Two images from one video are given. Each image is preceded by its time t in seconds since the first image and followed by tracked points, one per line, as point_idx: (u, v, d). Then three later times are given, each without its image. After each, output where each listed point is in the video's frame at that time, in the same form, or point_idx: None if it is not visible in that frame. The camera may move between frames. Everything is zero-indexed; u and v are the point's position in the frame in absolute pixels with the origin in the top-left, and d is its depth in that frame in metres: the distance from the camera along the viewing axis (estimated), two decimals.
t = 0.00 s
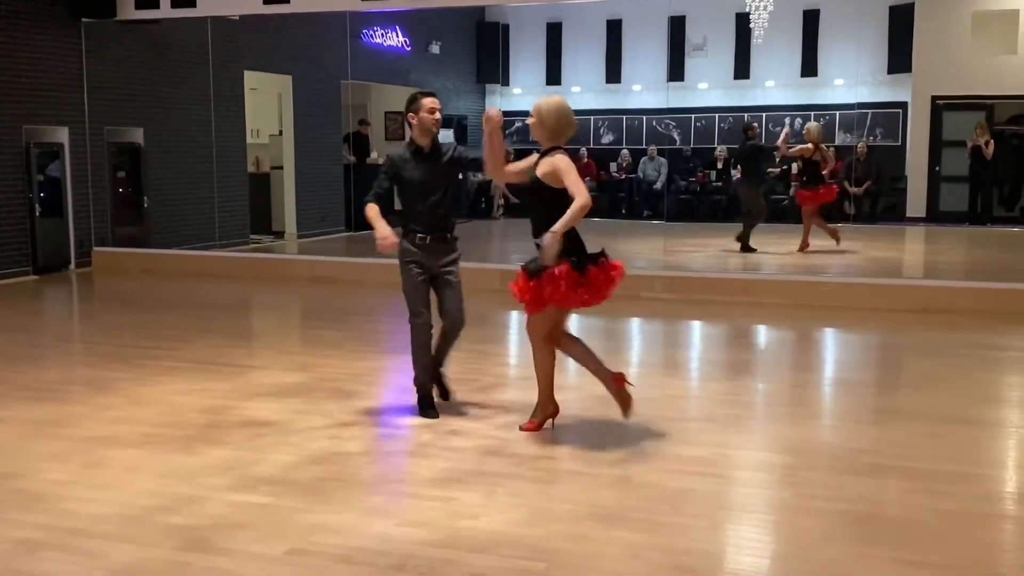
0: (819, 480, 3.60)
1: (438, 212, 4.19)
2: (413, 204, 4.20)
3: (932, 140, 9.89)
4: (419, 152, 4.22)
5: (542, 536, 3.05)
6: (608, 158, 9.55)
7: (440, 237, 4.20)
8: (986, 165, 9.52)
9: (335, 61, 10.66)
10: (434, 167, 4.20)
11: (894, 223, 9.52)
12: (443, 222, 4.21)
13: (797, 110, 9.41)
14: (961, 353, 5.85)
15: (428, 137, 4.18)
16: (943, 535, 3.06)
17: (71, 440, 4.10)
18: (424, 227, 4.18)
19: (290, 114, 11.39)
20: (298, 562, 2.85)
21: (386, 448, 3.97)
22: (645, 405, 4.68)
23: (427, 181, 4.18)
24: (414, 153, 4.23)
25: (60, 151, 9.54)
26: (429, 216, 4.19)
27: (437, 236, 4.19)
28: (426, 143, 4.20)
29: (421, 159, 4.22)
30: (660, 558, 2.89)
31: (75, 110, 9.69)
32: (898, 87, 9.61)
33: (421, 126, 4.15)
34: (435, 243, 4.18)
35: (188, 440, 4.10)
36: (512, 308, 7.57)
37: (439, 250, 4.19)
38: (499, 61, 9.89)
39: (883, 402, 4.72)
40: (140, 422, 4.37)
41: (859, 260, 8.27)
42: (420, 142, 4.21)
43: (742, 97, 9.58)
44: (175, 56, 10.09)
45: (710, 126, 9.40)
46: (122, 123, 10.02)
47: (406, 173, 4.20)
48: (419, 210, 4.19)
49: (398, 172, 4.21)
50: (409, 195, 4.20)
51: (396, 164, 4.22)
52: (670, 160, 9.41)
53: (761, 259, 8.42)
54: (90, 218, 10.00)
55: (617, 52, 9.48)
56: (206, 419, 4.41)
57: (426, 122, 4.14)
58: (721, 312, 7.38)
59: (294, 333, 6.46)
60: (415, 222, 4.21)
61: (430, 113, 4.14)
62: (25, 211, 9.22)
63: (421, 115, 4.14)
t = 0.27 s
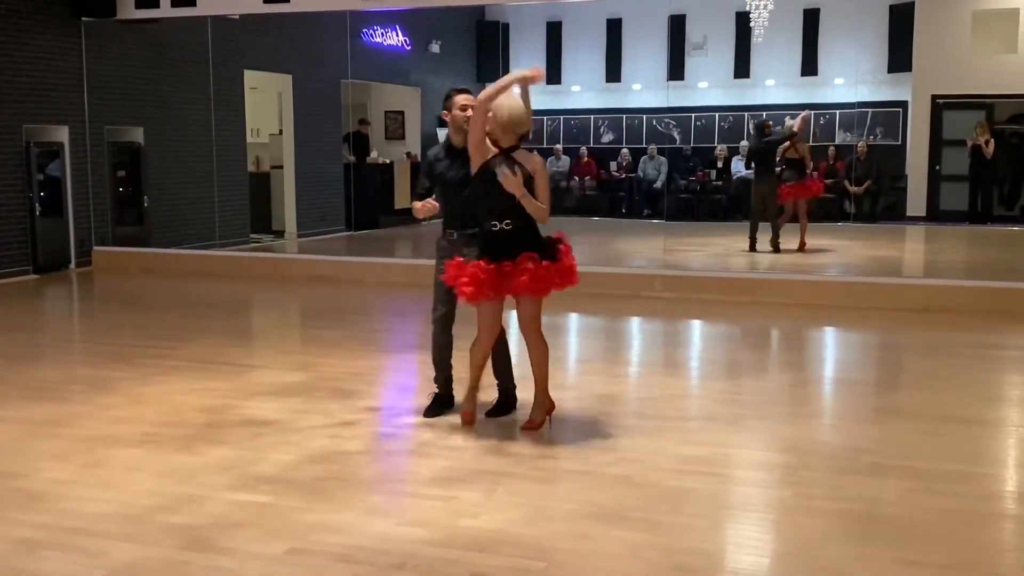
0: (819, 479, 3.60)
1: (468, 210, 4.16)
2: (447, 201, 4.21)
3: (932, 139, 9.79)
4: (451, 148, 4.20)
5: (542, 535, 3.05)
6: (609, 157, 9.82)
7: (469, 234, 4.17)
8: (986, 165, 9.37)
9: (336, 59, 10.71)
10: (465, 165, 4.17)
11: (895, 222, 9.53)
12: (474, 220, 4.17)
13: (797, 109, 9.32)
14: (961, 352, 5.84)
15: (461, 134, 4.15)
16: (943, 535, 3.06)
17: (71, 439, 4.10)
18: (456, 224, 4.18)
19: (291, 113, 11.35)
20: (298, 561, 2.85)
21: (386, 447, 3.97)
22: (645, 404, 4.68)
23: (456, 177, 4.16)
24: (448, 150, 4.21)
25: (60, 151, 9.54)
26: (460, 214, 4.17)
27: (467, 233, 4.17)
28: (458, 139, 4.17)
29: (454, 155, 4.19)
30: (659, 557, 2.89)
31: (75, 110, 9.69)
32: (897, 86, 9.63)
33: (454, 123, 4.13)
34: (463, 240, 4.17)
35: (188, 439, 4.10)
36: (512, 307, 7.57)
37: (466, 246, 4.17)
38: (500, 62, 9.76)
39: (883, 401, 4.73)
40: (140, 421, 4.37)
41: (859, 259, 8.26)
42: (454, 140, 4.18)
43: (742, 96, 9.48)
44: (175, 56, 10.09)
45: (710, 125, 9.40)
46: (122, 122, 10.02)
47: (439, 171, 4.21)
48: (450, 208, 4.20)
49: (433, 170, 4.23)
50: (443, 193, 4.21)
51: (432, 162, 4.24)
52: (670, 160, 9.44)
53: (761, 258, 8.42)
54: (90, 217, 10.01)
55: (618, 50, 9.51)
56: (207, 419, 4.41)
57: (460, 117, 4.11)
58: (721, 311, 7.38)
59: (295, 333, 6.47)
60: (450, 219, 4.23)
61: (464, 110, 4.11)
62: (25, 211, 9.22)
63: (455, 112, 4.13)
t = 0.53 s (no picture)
0: (820, 479, 3.59)
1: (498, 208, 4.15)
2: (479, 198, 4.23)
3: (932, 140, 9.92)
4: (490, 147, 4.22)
5: (542, 534, 3.05)
6: (610, 156, 9.86)
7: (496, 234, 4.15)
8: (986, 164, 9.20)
9: (337, 58, 10.87)
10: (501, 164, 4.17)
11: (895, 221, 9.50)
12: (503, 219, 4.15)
13: (797, 108, 9.55)
14: (961, 352, 5.84)
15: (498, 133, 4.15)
16: (944, 535, 3.06)
17: (71, 439, 4.10)
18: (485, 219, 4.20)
19: (290, 112, 11.28)
20: (298, 561, 2.85)
21: (387, 447, 3.97)
22: (645, 404, 4.68)
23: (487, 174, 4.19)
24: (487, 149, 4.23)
25: (60, 150, 9.53)
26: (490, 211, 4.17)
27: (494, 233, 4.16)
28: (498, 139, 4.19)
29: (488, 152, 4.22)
30: (659, 556, 2.89)
31: (75, 110, 9.68)
32: (898, 85, 9.86)
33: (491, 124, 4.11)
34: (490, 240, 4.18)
35: (189, 439, 4.10)
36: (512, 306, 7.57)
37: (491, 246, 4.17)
38: (499, 59, 10.20)
39: (882, 400, 4.73)
40: (140, 420, 4.37)
41: (858, 258, 8.26)
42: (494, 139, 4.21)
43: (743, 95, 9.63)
44: (175, 55, 10.09)
45: (711, 124, 9.34)
46: (122, 122, 10.01)
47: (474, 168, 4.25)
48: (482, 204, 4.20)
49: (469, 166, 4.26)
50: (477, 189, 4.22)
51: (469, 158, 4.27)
52: (670, 160, 9.37)
53: (761, 258, 8.42)
54: (90, 217, 10.00)
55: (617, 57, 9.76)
56: (207, 418, 4.41)
57: (493, 117, 4.05)
58: (721, 310, 7.38)
59: (295, 332, 6.47)
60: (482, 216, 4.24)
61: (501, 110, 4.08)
62: (25, 210, 9.22)
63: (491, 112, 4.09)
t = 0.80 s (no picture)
0: (819, 479, 3.59)
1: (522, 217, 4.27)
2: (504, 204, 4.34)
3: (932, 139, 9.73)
4: (515, 154, 4.31)
5: (543, 534, 3.05)
6: (610, 157, 9.76)
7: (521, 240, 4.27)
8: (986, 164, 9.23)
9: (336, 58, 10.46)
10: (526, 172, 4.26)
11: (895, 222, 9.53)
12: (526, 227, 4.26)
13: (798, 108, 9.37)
14: (961, 352, 5.84)
15: (523, 140, 4.25)
16: (943, 534, 3.06)
17: (71, 439, 4.10)
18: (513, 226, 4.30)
19: (290, 113, 11.28)
20: (298, 561, 2.85)
21: (387, 447, 3.97)
22: (645, 404, 4.68)
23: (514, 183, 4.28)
24: (513, 156, 4.31)
25: (60, 151, 9.55)
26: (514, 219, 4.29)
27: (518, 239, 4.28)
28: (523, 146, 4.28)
29: (516, 160, 4.30)
30: (659, 556, 2.89)
31: (74, 110, 9.70)
32: (898, 86, 9.79)
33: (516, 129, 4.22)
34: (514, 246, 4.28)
35: (188, 439, 4.10)
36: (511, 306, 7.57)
37: (515, 251, 4.27)
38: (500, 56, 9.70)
39: (882, 400, 4.73)
40: (140, 421, 4.37)
41: (858, 258, 8.27)
42: (518, 145, 4.29)
43: (742, 95, 9.48)
44: (175, 55, 10.10)
45: (710, 124, 9.39)
46: (122, 122, 10.05)
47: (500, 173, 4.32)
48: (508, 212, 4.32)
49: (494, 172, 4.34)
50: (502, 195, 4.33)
51: (494, 163, 4.36)
52: (670, 160, 9.49)
53: (762, 258, 8.42)
54: (90, 217, 10.03)
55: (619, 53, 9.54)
56: (207, 418, 4.41)
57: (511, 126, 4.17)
58: (721, 310, 7.38)
59: (294, 332, 6.46)
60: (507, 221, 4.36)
61: (520, 116, 4.19)
62: (25, 210, 9.23)
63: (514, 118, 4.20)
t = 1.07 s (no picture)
0: (820, 479, 3.59)
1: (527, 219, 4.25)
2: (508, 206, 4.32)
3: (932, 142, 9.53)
4: (518, 156, 4.27)
5: (543, 535, 3.05)
6: (611, 157, 9.86)
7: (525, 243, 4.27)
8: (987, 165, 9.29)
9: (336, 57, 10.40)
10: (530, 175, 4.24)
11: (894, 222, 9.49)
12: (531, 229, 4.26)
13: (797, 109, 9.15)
14: (962, 352, 5.83)
15: (526, 142, 4.22)
16: (943, 535, 3.06)
17: (71, 439, 4.10)
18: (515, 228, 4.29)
19: (290, 112, 11.21)
20: (298, 561, 2.85)
21: (387, 447, 3.97)
22: (646, 404, 4.68)
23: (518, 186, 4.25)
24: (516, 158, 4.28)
25: (60, 151, 9.56)
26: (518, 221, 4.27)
27: (523, 242, 4.28)
28: (526, 148, 4.24)
29: (519, 162, 4.27)
30: (659, 556, 2.89)
31: (75, 111, 9.71)
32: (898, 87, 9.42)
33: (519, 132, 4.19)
34: (519, 248, 4.29)
35: (189, 439, 4.10)
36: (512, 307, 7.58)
37: (521, 253, 4.29)
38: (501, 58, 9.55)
39: (882, 400, 4.73)
40: (140, 421, 4.38)
41: (858, 259, 8.27)
42: (521, 147, 4.25)
43: (741, 96, 9.38)
44: (175, 56, 10.10)
45: (712, 126, 9.42)
46: (122, 122, 10.06)
47: (503, 175, 4.28)
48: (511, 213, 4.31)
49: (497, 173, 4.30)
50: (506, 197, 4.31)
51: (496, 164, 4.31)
52: (670, 160, 9.58)
53: (762, 259, 8.42)
54: (91, 218, 10.04)
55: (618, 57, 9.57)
56: (207, 419, 4.41)
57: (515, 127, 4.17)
58: (721, 311, 7.38)
59: (295, 333, 6.47)
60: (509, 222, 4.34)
61: (521, 119, 4.17)
62: (26, 211, 9.24)
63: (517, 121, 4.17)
